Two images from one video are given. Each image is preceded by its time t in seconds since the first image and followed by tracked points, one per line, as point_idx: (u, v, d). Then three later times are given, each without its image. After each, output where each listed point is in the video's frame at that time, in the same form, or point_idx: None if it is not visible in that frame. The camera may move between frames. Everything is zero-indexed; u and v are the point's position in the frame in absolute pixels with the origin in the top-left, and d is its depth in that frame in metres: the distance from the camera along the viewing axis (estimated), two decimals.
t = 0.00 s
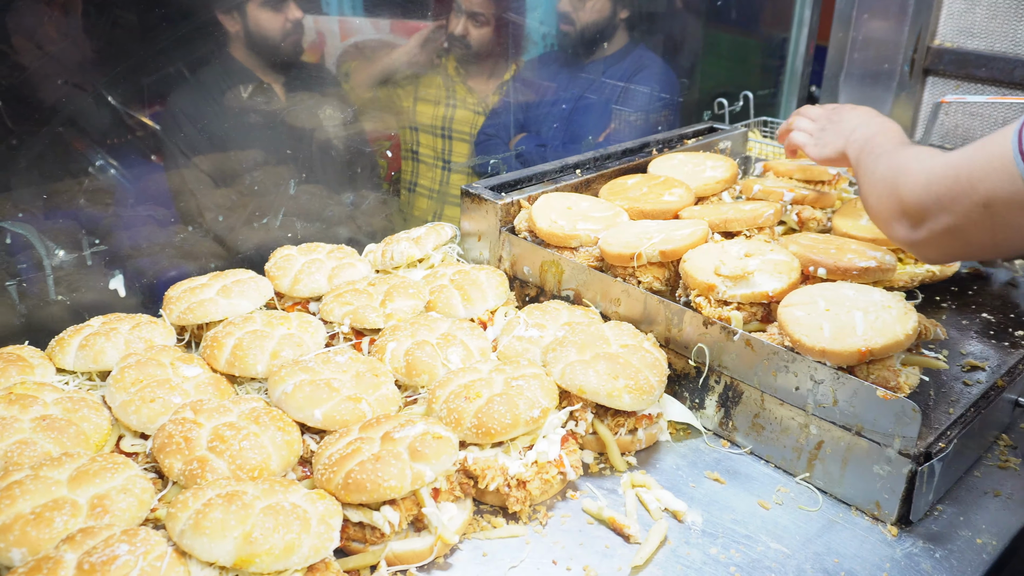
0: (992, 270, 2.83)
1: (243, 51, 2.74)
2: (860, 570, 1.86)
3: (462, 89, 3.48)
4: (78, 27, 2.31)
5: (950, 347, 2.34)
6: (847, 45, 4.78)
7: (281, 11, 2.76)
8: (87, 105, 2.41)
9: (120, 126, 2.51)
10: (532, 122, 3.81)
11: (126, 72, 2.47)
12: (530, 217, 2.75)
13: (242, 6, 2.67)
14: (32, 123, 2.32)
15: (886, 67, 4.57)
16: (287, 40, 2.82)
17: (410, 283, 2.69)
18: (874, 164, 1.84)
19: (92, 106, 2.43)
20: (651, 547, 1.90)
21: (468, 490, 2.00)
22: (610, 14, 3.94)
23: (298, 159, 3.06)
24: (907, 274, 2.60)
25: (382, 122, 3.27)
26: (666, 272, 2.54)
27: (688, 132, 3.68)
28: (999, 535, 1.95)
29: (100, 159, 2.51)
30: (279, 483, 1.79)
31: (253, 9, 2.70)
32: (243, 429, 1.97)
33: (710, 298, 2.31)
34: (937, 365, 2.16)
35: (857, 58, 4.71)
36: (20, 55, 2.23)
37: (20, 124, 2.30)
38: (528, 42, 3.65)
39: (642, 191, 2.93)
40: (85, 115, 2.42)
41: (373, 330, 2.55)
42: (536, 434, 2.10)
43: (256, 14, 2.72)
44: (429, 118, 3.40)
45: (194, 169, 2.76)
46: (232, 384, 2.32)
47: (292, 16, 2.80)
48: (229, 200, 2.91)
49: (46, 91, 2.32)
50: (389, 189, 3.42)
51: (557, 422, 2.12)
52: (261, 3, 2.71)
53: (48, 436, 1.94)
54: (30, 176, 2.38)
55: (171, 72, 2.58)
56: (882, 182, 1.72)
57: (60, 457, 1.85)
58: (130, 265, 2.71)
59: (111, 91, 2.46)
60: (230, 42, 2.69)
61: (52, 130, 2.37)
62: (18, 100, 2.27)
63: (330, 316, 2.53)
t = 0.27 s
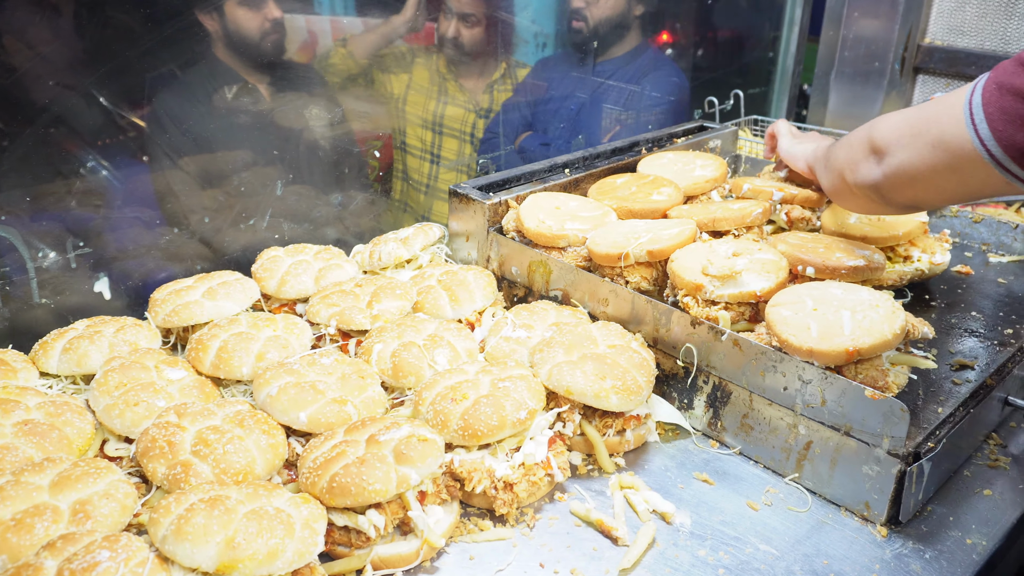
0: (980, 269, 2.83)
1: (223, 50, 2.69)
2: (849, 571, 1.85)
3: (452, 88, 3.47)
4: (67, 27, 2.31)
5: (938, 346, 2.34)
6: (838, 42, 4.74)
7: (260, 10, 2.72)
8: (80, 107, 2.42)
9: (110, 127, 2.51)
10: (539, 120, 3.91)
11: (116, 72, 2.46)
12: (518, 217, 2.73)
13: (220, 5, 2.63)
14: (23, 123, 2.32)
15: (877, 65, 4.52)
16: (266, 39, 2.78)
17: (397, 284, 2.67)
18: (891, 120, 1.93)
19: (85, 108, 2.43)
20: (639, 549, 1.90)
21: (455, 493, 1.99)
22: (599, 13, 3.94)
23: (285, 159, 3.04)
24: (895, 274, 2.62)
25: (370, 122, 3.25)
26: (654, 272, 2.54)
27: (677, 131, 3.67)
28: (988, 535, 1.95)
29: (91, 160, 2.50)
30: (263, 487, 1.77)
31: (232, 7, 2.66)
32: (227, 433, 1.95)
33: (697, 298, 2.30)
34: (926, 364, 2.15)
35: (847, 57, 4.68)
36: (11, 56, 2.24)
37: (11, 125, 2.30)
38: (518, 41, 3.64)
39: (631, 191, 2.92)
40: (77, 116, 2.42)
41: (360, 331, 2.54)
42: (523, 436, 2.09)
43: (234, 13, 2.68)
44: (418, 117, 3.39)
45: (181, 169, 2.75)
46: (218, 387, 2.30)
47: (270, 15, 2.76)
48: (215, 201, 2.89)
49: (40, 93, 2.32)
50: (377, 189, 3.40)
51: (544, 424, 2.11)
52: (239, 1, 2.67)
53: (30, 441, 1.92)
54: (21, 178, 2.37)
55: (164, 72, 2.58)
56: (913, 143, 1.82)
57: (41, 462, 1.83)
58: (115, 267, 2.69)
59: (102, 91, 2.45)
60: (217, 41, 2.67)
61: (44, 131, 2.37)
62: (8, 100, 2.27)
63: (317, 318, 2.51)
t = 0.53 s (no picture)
0: (975, 267, 2.83)
1: (211, 49, 2.67)
2: (843, 571, 1.84)
3: (448, 87, 3.47)
4: (64, 27, 2.30)
5: (934, 344, 2.33)
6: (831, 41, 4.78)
7: (249, 9, 2.69)
8: (74, 107, 2.40)
9: (106, 127, 2.50)
10: (556, 126, 4.05)
11: (111, 72, 2.45)
12: (512, 216, 2.72)
13: (207, 4, 2.60)
14: (18, 123, 2.31)
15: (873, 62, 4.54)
16: (255, 38, 2.76)
17: (391, 284, 2.66)
18: (855, 107, 1.88)
19: (79, 108, 2.42)
20: (634, 550, 1.89)
21: (449, 494, 1.98)
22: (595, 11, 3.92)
23: (279, 159, 3.03)
24: (891, 272, 2.60)
25: (364, 121, 3.24)
26: (649, 271, 2.53)
27: (672, 129, 3.67)
28: (982, 534, 1.94)
29: (89, 160, 2.50)
30: (254, 489, 1.76)
31: (219, 6, 2.64)
32: (219, 434, 1.94)
33: (692, 297, 2.29)
34: (921, 363, 2.15)
35: (842, 54, 4.72)
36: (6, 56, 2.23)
37: (9, 127, 2.29)
38: (513, 39, 3.63)
39: (626, 189, 2.91)
40: (72, 116, 2.41)
41: (354, 332, 2.52)
42: (517, 436, 2.08)
43: (222, 11, 2.65)
44: (413, 116, 3.38)
45: (174, 170, 2.73)
46: (211, 388, 2.29)
47: (260, 13, 2.73)
48: (209, 201, 2.88)
49: (34, 93, 2.31)
50: (372, 189, 3.39)
51: (538, 424, 2.10)
52: None
53: (20, 443, 1.91)
54: (18, 179, 2.37)
55: (159, 72, 2.57)
56: (879, 131, 1.78)
57: (31, 465, 1.82)
58: (108, 268, 2.68)
59: (97, 91, 2.44)
60: (209, 41, 2.65)
61: (39, 131, 2.36)
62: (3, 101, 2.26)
63: (311, 318, 2.50)
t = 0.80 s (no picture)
0: (972, 266, 2.83)
1: (207, 49, 2.66)
2: (840, 571, 1.84)
3: (445, 86, 3.47)
4: (61, 27, 2.30)
5: (931, 344, 2.32)
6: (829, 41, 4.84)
7: (245, 8, 2.68)
8: (72, 106, 2.40)
9: (105, 126, 2.49)
10: (565, 127, 4.11)
11: (109, 71, 2.45)
12: (509, 216, 2.72)
13: (203, 2, 2.59)
14: (15, 123, 2.30)
15: (870, 61, 4.65)
16: (252, 37, 2.75)
17: (388, 284, 2.65)
18: (855, 95, 1.98)
19: (78, 107, 2.41)
20: (630, 550, 1.88)
21: (445, 495, 1.97)
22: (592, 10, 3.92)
23: (276, 158, 3.02)
24: (889, 271, 2.59)
25: (361, 120, 3.23)
26: (646, 270, 2.52)
27: (669, 128, 3.66)
28: (979, 533, 1.94)
29: (88, 160, 2.49)
30: (250, 491, 1.76)
31: (214, 5, 2.62)
32: (214, 435, 1.93)
33: (689, 296, 2.28)
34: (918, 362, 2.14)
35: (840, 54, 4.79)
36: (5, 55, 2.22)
37: (7, 126, 2.29)
38: (510, 38, 3.62)
39: (622, 188, 2.91)
40: (71, 115, 2.40)
41: (350, 332, 2.52)
42: (514, 436, 2.08)
43: (217, 11, 2.64)
44: (410, 115, 3.38)
45: (171, 169, 2.72)
46: (207, 389, 2.28)
47: (256, 13, 2.72)
48: (206, 201, 2.87)
49: (32, 92, 2.30)
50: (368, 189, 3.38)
51: (535, 424, 2.10)
52: None
53: (15, 444, 1.90)
54: (17, 178, 2.37)
55: (158, 71, 2.57)
56: (873, 119, 1.88)
57: (26, 466, 1.81)
58: (104, 268, 2.66)
59: (96, 91, 2.44)
60: (206, 40, 2.65)
61: (38, 130, 2.36)
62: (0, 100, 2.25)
63: (307, 318, 2.50)
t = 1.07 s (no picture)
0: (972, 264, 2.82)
1: (206, 48, 2.65)
2: (839, 570, 1.84)
3: (444, 85, 3.47)
4: (62, 26, 2.30)
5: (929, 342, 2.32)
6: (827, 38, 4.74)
7: (242, 7, 2.67)
8: (75, 105, 2.40)
9: (107, 125, 2.50)
10: (570, 125, 4.15)
11: (111, 70, 2.45)
12: (507, 215, 2.72)
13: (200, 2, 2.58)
14: (15, 122, 2.30)
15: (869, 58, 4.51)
16: (250, 37, 2.74)
17: (385, 284, 2.65)
18: (869, 173, 1.42)
19: (80, 106, 2.41)
20: (629, 550, 1.88)
21: (442, 495, 1.97)
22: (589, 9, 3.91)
23: (273, 158, 3.01)
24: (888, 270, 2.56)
25: (359, 119, 3.23)
26: (643, 270, 2.52)
27: (668, 126, 3.66)
28: (979, 531, 1.93)
29: (89, 158, 2.49)
30: (246, 492, 1.75)
31: (211, 4, 2.61)
32: (210, 436, 1.93)
33: (686, 296, 2.28)
34: (917, 362, 2.14)
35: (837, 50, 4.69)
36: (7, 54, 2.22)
37: (6, 126, 2.29)
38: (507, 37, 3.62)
39: (620, 188, 2.90)
40: (73, 114, 2.41)
41: (348, 332, 2.51)
42: (511, 437, 2.08)
43: (214, 10, 2.63)
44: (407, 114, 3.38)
45: (169, 169, 2.72)
46: (204, 390, 2.28)
47: (254, 13, 2.71)
48: (204, 200, 2.87)
49: (35, 90, 2.31)
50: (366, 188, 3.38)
51: (532, 424, 2.09)
52: None
53: (11, 445, 1.90)
54: (18, 178, 2.36)
55: (160, 70, 2.57)
56: (960, 239, 1.22)
57: (21, 467, 1.81)
58: (101, 268, 2.66)
59: (99, 89, 2.44)
60: (204, 39, 2.64)
61: (41, 129, 2.36)
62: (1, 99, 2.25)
63: (305, 318, 2.49)
